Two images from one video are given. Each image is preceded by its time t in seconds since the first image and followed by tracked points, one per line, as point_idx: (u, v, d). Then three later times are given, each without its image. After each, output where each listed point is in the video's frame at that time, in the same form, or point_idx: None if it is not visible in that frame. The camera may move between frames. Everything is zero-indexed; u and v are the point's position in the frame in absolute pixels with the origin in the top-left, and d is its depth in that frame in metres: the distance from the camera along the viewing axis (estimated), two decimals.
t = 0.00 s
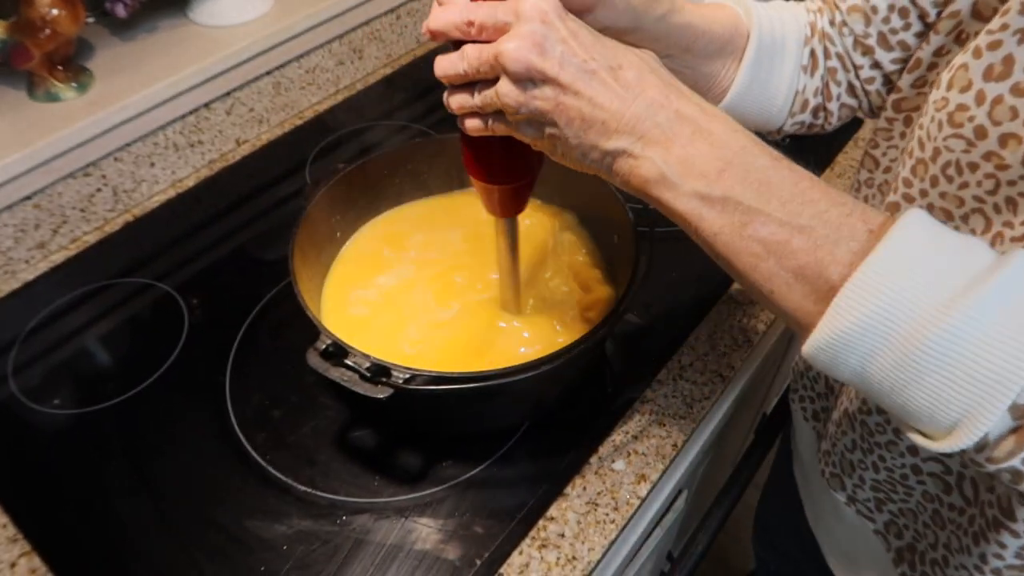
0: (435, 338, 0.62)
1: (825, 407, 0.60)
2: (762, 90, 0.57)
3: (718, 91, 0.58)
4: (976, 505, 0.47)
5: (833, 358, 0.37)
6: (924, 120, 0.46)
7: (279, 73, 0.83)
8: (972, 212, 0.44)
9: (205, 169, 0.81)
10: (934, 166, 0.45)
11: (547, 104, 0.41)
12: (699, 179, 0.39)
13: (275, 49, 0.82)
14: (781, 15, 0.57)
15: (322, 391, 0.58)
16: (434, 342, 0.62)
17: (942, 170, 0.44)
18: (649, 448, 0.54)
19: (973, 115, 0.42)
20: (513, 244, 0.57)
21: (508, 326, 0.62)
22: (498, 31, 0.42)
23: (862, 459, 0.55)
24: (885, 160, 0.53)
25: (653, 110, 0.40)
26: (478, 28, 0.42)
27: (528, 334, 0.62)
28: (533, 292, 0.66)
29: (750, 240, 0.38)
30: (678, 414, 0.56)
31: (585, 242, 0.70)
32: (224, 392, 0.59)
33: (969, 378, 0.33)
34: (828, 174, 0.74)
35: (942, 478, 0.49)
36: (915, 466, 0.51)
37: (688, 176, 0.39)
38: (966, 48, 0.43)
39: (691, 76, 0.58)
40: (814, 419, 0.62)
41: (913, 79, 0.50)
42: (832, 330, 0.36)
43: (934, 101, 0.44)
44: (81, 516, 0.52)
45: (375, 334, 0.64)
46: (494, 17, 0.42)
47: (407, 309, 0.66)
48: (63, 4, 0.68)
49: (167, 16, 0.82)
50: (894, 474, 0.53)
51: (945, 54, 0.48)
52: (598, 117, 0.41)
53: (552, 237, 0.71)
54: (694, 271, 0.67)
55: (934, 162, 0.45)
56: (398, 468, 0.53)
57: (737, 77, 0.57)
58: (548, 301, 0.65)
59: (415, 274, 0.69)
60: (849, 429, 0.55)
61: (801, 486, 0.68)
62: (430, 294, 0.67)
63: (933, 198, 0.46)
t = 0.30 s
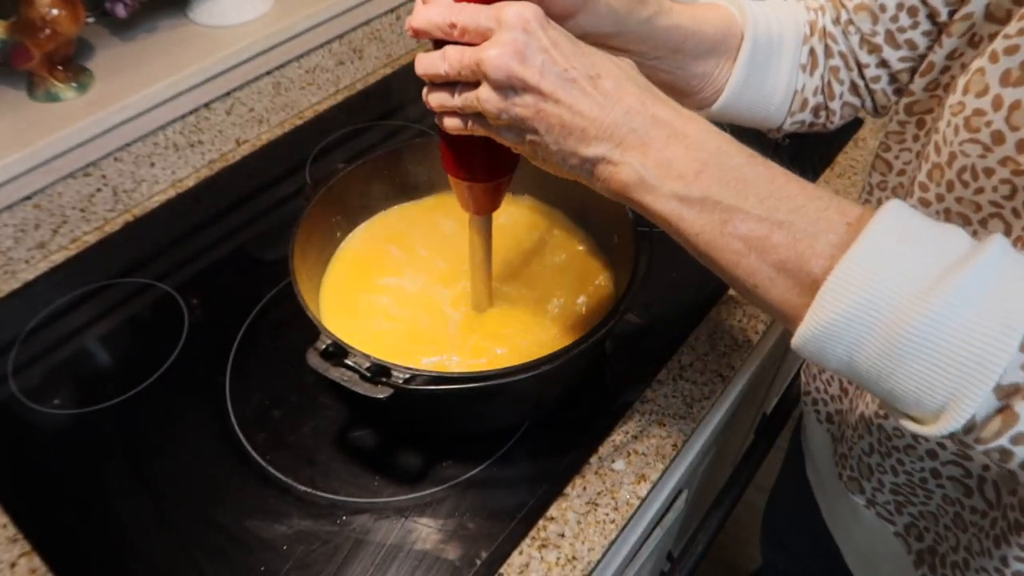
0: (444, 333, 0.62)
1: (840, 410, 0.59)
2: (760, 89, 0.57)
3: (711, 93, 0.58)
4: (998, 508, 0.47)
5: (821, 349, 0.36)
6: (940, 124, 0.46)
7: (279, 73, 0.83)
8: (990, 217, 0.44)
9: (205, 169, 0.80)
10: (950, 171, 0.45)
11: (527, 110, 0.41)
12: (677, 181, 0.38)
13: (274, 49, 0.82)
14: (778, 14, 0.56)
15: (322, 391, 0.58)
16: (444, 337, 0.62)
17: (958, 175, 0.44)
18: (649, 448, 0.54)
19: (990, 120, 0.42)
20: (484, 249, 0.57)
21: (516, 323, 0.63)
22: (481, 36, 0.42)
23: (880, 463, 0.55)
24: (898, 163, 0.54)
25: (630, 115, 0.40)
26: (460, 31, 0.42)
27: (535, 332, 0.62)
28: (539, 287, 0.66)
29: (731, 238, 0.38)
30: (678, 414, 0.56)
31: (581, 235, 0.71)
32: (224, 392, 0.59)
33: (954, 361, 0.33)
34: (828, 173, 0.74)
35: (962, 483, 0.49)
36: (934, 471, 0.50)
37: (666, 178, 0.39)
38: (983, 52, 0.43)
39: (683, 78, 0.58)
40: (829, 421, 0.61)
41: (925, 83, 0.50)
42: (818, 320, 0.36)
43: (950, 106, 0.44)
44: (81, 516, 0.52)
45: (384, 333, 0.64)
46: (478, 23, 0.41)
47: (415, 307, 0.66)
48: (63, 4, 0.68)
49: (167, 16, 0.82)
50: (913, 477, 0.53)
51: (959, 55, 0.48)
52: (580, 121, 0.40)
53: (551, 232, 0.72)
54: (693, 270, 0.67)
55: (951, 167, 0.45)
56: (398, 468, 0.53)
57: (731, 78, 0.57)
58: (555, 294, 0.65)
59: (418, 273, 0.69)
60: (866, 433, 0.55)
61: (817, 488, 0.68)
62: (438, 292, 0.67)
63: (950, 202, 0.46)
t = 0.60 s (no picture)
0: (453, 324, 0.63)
1: (834, 406, 0.61)
2: (771, 78, 0.57)
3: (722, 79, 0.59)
4: (992, 505, 0.46)
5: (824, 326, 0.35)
6: (941, 122, 0.46)
7: (278, 73, 0.84)
8: (987, 216, 0.44)
9: (205, 169, 0.81)
10: (951, 168, 0.45)
11: (549, 79, 0.42)
12: (698, 154, 0.37)
13: (275, 49, 0.82)
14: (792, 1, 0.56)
15: (322, 391, 0.58)
16: (449, 334, 0.62)
17: (959, 172, 0.44)
18: (648, 448, 0.54)
19: (992, 118, 0.42)
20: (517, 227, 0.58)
21: (523, 316, 0.63)
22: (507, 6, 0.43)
23: (875, 459, 0.55)
24: (898, 161, 0.54)
25: (654, 85, 0.39)
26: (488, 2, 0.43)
27: (536, 331, 0.62)
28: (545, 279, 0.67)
29: (747, 215, 0.37)
30: (678, 414, 0.56)
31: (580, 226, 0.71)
32: (224, 392, 0.59)
33: (963, 350, 0.32)
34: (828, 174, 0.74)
35: (956, 479, 0.49)
36: (928, 467, 0.50)
37: (687, 150, 0.38)
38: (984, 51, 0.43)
39: (699, 56, 0.59)
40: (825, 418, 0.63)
41: (927, 80, 0.50)
42: (827, 296, 0.34)
43: (952, 104, 0.44)
44: (81, 516, 0.52)
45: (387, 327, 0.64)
46: None
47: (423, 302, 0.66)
48: (63, 3, 0.67)
49: (168, 16, 0.82)
50: (908, 473, 0.52)
51: (962, 54, 0.48)
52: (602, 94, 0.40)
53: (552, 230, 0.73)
54: (694, 270, 0.67)
55: (952, 165, 0.45)
56: (397, 468, 0.53)
57: (744, 62, 0.57)
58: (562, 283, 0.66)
59: (422, 268, 0.70)
60: (861, 430, 0.55)
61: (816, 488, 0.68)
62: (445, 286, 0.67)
63: (950, 200, 0.46)
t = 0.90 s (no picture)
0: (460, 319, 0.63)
1: (831, 401, 0.62)
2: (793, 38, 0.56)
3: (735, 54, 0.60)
4: (988, 500, 0.47)
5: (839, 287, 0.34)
6: (947, 117, 0.46)
7: (278, 73, 0.83)
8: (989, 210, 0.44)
9: (205, 169, 0.81)
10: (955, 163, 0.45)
11: None
12: (742, 90, 0.36)
13: (274, 49, 0.82)
14: None
15: (322, 391, 0.58)
16: (449, 334, 0.62)
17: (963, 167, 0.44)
18: (648, 448, 0.54)
19: (998, 113, 0.42)
20: (506, 201, 0.57)
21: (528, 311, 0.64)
22: None
23: (872, 454, 0.55)
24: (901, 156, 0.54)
25: (709, 10, 0.37)
26: None
27: (535, 331, 0.62)
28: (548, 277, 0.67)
29: (786, 160, 0.35)
30: (678, 414, 0.56)
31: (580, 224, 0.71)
32: (224, 391, 0.59)
33: (981, 325, 0.32)
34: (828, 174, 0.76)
35: (952, 474, 0.50)
36: (925, 461, 0.51)
37: (732, 84, 0.36)
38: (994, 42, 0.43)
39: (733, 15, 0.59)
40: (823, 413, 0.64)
41: (932, 74, 0.51)
42: (853, 257, 0.33)
43: (958, 98, 0.44)
44: (81, 516, 0.52)
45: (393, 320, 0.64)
46: None
47: (424, 297, 0.66)
48: (63, 3, 0.67)
49: (168, 16, 0.82)
50: (905, 469, 0.53)
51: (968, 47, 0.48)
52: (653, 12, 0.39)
53: (553, 227, 0.73)
54: (694, 270, 0.67)
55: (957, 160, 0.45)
56: (397, 468, 0.53)
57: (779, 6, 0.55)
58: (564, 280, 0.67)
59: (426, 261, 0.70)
60: (860, 424, 0.55)
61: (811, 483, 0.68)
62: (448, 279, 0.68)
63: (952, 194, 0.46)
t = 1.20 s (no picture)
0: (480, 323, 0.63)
1: (833, 390, 0.64)
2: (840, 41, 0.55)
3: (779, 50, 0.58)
4: (975, 493, 0.46)
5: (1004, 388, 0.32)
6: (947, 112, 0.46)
7: (278, 72, 0.83)
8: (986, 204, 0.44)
9: (205, 169, 0.82)
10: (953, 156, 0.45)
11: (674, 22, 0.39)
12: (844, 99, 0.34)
13: (274, 49, 0.81)
14: None
15: (322, 391, 0.58)
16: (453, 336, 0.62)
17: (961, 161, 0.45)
18: (649, 448, 0.54)
19: (994, 107, 0.42)
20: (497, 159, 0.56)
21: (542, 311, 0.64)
22: None
23: (864, 442, 0.55)
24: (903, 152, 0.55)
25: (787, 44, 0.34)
26: None
27: (536, 331, 0.62)
28: (554, 273, 0.68)
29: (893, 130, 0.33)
30: (678, 414, 0.56)
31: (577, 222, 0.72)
32: (224, 390, 0.59)
33: None
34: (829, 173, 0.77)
35: (938, 467, 0.49)
36: (913, 452, 0.51)
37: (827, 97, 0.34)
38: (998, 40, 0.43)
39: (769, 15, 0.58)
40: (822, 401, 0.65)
41: (941, 67, 0.51)
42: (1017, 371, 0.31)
43: (958, 93, 0.45)
44: (81, 516, 0.52)
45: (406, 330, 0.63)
46: None
47: (428, 299, 0.66)
48: (63, 3, 0.66)
49: (168, 16, 0.81)
50: (892, 458, 0.53)
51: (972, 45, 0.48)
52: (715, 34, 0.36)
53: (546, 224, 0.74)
54: (693, 270, 0.67)
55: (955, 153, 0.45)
56: (397, 468, 0.53)
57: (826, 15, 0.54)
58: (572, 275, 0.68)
59: (428, 271, 0.69)
60: (856, 414, 0.56)
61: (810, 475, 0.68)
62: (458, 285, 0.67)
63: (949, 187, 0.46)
